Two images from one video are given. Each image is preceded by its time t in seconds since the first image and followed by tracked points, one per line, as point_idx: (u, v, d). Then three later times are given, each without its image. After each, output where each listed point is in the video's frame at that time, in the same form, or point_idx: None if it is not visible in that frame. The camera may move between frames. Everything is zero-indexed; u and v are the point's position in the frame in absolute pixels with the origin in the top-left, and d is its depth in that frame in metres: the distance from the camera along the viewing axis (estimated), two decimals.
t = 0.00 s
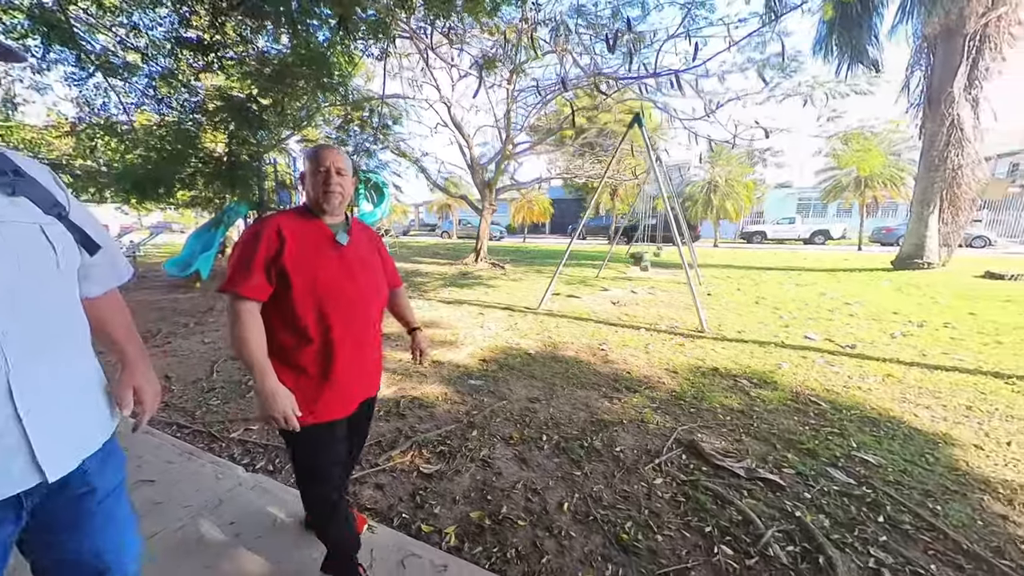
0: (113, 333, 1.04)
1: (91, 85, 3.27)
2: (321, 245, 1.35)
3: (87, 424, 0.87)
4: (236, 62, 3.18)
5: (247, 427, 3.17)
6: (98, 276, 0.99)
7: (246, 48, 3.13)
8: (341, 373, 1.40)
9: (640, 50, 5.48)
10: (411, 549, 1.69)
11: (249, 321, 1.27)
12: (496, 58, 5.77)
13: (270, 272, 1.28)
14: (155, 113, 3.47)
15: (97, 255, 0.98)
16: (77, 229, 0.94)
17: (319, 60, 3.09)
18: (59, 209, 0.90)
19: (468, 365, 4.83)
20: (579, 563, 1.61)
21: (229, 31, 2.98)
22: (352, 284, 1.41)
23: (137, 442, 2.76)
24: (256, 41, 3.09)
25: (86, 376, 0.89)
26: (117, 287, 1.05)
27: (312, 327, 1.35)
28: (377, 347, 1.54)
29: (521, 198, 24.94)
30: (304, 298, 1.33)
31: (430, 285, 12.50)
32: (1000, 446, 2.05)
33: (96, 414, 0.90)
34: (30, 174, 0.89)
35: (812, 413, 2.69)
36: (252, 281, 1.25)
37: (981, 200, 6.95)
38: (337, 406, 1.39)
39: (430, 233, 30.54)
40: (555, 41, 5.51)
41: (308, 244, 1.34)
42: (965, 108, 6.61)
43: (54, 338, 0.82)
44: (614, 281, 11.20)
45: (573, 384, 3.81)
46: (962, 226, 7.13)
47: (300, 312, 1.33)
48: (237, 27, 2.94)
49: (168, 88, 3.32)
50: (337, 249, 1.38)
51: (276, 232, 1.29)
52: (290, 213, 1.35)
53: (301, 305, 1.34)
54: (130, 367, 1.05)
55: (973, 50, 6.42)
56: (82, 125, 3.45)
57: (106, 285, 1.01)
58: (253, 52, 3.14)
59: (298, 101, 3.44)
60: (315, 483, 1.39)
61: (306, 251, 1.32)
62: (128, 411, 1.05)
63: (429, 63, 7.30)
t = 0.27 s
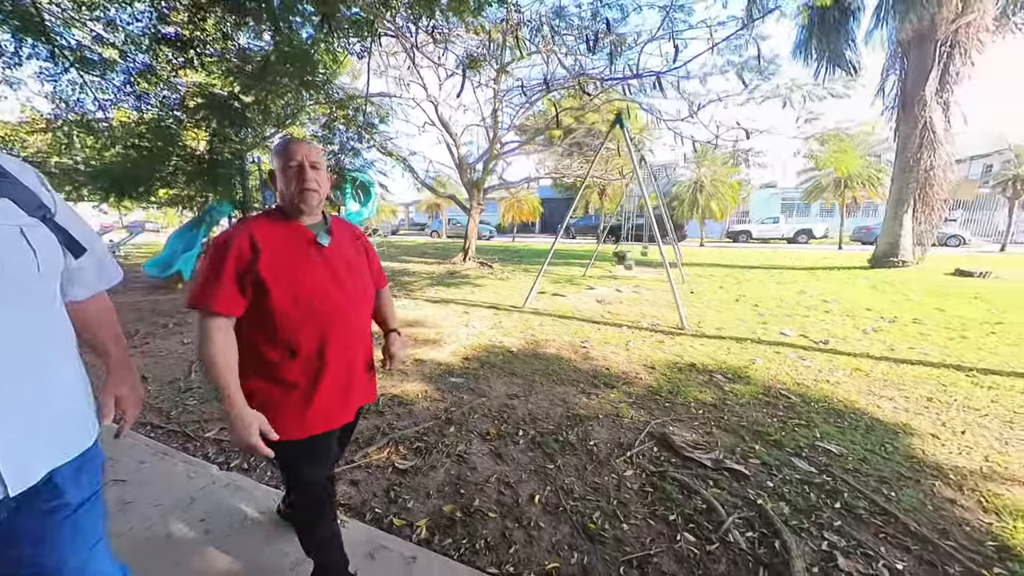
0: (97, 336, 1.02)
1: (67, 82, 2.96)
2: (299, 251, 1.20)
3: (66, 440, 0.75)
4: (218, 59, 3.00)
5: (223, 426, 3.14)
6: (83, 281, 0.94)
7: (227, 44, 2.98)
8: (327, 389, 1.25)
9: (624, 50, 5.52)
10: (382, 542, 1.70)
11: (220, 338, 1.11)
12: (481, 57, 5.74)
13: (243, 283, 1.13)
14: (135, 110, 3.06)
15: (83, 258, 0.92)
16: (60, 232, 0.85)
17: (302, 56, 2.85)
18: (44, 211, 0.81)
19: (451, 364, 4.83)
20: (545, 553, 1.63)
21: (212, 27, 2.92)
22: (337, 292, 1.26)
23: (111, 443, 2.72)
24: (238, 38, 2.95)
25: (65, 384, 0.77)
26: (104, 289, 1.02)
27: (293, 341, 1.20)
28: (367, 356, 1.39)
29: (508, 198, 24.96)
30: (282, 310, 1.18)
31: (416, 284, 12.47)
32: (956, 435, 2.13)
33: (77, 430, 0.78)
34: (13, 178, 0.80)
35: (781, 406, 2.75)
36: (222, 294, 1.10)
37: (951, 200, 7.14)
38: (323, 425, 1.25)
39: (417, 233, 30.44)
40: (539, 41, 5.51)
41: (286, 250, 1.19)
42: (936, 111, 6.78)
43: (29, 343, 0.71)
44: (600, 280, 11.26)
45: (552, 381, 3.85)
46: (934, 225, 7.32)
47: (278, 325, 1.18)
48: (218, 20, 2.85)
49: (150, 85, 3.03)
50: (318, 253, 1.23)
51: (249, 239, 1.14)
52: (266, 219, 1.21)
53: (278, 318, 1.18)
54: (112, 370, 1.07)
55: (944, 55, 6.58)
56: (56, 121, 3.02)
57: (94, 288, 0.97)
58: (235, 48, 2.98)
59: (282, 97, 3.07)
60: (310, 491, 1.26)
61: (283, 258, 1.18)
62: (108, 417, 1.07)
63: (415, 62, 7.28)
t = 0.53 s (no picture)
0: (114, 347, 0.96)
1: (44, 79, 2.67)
2: (283, 256, 1.07)
3: (89, 447, 0.79)
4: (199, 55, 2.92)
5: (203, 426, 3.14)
6: (108, 291, 0.90)
7: (208, 44, 2.91)
8: (320, 402, 1.15)
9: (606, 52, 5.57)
10: (356, 538, 1.72)
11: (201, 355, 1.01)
12: (466, 59, 5.73)
13: (222, 295, 1.02)
14: (114, 106, 3.00)
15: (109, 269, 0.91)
16: (91, 244, 0.85)
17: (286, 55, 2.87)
18: (74, 224, 0.80)
19: (434, 363, 4.86)
20: (515, 545, 1.67)
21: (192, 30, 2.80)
22: (326, 299, 1.14)
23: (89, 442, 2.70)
24: (217, 36, 2.87)
25: (91, 394, 0.79)
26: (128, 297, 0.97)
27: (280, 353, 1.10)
28: (363, 362, 1.28)
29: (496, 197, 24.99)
30: (268, 323, 1.07)
31: (402, 284, 12.45)
32: (913, 427, 2.21)
33: (93, 433, 0.80)
34: (46, 189, 0.80)
35: (753, 401, 2.82)
36: (199, 309, 0.99)
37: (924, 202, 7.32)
38: (316, 439, 1.16)
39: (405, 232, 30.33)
40: (525, 42, 5.52)
41: (268, 256, 1.06)
42: (910, 115, 6.95)
43: (54, 351, 0.72)
44: (587, 279, 11.31)
45: (534, 379, 3.89)
46: (909, 226, 7.49)
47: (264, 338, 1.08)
48: (199, 22, 2.74)
49: (131, 82, 2.96)
50: (304, 258, 1.10)
51: (227, 246, 1.01)
52: (245, 222, 1.07)
53: (262, 330, 1.07)
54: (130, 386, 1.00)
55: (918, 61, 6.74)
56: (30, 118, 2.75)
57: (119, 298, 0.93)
58: (216, 48, 2.91)
59: (266, 96, 3.12)
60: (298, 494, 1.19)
61: (263, 264, 1.05)
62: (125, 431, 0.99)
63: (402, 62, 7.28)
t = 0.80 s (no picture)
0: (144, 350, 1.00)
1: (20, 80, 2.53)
2: (292, 264, 1.10)
3: (117, 446, 0.83)
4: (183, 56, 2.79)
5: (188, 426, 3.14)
6: (136, 297, 0.95)
7: (193, 44, 2.81)
8: (328, 401, 1.19)
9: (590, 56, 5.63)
10: (339, 530, 1.70)
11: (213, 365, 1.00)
12: (452, 62, 5.75)
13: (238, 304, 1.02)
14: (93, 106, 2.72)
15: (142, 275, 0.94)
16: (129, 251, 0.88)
17: (271, 56, 2.80)
18: (114, 232, 0.84)
19: (420, 363, 4.91)
20: (490, 537, 1.73)
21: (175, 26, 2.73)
22: (331, 304, 1.17)
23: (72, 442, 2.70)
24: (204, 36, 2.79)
25: (121, 394, 0.84)
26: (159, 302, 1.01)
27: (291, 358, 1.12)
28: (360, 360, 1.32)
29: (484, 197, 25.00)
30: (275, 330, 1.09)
31: (389, 284, 12.43)
32: (874, 419, 2.32)
33: (125, 429, 0.86)
34: (90, 198, 0.84)
35: (726, 396, 2.93)
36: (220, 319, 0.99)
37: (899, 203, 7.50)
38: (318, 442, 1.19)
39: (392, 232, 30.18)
40: (512, 46, 5.55)
41: (277, 265, 1.08)
42: (885, 120, 7.10)
43: (94, 353, 0.77)
44: (574, 279, 11.40)
45: (517, 377, 3.96)
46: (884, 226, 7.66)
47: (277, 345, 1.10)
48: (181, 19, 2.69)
49: (109, 81, 2.71)
50: (311, 266, 1.13)
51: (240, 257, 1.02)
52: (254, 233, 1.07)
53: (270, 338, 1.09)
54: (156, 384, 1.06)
55: (891, 67, 6.93)
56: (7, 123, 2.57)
57: (146, 303, 0.97)
58: (200, 48, 2.81)
59: (252, 96, 2.99)
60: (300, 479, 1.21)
61: (274, 274, 1.07)
62: (149, 429, 1.06)
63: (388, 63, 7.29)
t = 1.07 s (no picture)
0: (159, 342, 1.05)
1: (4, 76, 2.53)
2: (320, 259, 1.13)
3: (135, 437, 0.85)
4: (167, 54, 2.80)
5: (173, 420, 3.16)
6: (154, 291, 0.98)
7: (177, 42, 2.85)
8: (354, 392, 1.22)
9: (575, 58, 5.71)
10: (321, 518, 1.76)
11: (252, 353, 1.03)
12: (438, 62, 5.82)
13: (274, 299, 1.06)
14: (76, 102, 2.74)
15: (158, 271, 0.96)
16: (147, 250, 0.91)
17: (257, 55, 2.77)
18: (132, 230, 0.87)
19: (406, 359, 4.96)
20: (467, 519, 1.80)
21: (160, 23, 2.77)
22: (355, 300, 1.20)
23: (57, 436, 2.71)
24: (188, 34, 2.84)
25: (140, 387, 0.86)
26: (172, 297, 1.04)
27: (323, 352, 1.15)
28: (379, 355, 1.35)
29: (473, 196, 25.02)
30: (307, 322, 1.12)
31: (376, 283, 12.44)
32: (838, 407, 2.44)
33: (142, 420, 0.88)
34: (109, 197, 0.86)
35: (701, 387, 3.04)
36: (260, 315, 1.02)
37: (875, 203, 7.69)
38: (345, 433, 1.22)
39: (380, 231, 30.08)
40: (499, 47, 5.61)
41: (309, 259, 1.11)
42: (860, 122, 7.29)
43: (115, 345, 0.79)
44: (561, 278, 11.50)
45: (501, 372, 4.04)
46: (861, 225, 7.85)
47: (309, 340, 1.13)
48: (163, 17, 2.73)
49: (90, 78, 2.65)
50: (338, 261, 1.17)
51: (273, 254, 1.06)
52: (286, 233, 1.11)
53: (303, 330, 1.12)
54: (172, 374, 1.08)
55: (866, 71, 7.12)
56: None
57: (163, 298, 1.00)
58: (184, 46, 2.85)
59: (237, 95, 3.02)
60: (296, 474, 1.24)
61: (307, 267, 1.10)
62: (168, 420, 1.07)
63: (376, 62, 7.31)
